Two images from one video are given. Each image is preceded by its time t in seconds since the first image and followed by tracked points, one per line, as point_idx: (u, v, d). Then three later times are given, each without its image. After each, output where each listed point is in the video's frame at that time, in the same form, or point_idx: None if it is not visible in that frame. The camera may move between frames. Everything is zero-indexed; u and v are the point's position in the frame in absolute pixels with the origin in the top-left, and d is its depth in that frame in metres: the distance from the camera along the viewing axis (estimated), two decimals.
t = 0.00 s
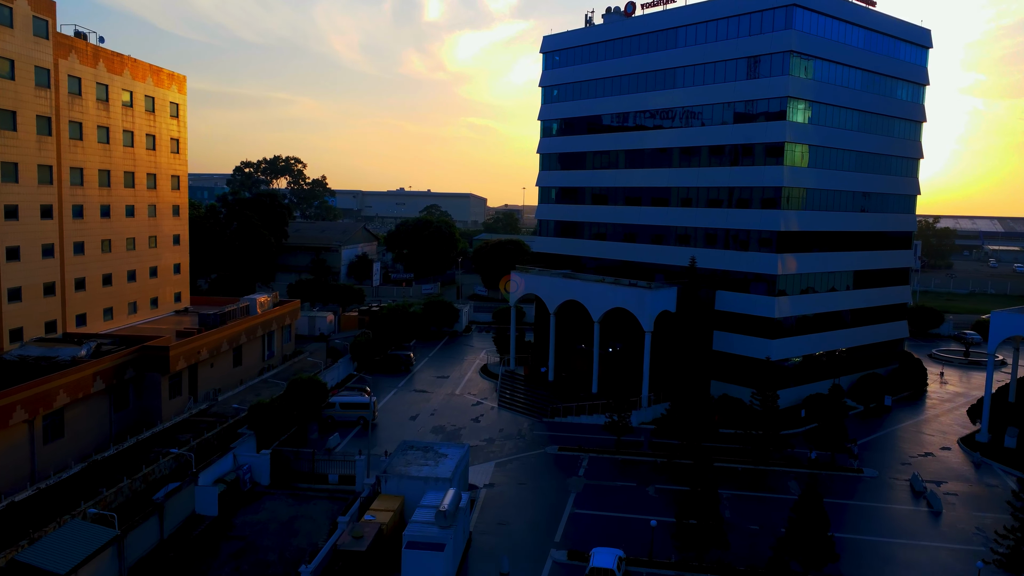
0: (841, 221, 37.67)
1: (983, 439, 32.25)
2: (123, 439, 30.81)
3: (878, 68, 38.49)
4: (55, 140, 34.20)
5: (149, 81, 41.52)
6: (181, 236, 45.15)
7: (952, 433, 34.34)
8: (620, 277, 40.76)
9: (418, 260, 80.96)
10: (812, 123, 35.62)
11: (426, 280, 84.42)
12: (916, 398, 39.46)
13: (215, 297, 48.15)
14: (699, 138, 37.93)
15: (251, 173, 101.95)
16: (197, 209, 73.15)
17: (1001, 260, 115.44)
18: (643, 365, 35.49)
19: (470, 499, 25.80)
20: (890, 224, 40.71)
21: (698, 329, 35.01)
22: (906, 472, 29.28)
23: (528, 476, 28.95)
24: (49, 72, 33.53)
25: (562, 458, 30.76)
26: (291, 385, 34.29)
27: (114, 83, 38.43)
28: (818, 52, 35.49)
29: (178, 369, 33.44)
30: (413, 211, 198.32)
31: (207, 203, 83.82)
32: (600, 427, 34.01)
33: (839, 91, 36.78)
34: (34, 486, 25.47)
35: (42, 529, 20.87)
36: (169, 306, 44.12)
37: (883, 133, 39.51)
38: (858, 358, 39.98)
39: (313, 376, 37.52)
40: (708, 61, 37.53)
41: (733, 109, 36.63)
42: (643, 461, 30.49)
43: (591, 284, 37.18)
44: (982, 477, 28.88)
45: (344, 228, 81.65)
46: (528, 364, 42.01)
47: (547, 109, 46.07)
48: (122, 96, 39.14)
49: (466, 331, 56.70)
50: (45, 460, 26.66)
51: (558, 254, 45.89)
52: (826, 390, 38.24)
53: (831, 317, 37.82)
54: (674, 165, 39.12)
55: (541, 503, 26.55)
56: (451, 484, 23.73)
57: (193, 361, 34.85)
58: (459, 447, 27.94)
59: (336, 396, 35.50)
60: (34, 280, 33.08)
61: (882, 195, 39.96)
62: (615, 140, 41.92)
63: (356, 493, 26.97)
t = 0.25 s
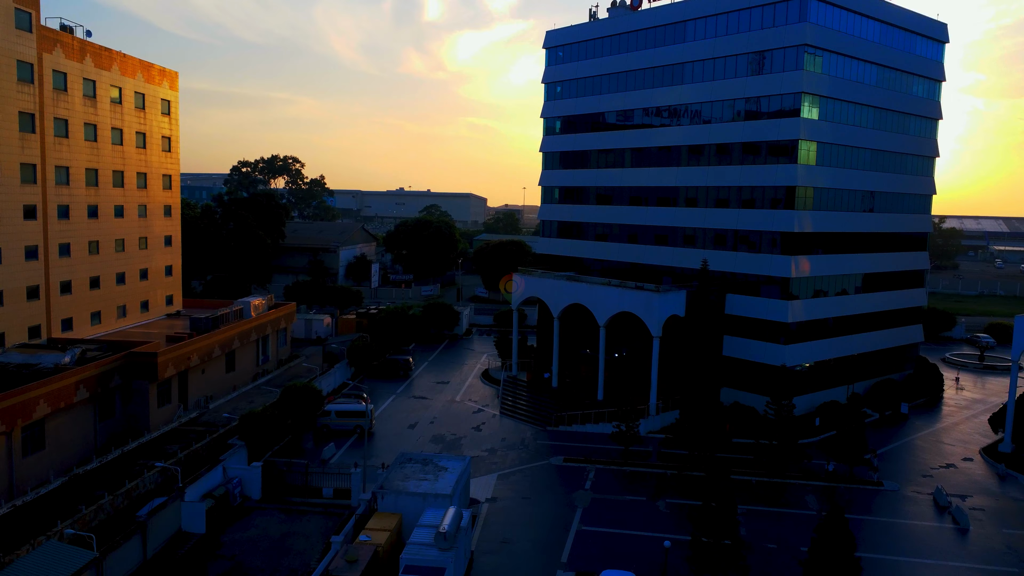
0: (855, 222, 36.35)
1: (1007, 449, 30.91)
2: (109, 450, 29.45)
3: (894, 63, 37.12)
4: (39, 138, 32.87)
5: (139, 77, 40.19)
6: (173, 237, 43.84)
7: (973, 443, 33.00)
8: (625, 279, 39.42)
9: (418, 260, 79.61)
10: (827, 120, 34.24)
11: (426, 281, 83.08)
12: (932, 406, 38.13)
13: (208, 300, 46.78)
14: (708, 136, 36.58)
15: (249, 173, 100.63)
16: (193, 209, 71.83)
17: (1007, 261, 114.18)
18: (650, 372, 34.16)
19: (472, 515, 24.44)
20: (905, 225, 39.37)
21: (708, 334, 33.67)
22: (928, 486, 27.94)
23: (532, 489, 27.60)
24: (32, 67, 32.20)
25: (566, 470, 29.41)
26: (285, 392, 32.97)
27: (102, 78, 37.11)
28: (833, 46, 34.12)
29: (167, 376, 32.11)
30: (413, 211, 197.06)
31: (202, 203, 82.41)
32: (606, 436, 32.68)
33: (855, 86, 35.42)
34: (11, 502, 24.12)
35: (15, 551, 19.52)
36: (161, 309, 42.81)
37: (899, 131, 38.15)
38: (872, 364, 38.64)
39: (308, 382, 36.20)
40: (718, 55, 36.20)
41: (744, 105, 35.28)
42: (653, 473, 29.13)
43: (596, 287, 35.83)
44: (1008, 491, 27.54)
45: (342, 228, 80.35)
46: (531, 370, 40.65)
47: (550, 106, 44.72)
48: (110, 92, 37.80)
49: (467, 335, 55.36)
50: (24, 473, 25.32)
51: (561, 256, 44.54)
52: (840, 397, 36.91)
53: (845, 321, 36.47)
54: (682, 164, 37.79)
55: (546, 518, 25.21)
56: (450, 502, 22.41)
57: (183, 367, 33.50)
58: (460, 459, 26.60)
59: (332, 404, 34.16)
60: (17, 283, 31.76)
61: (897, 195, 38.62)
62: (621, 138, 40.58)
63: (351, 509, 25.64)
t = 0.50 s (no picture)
0: (871, 223, 35.01)
1: None
2: (93, 461, 28.08)
3: (911, 57, 35.78)
4: (22, 135, 31.54)
5: (128, 73, 38.84)
6: (164, 238, 42.49)
7: (996, 452, 31.66)
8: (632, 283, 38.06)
9: (417, 261, 78.27)
10: (843, 116, 32.88)
11: (425, 283, 81.80)
12: (950, 413, 36.80)
13: (201, 303, 45.51)
14: (718, 133, 35.23)
15: (246, 172, 99.28)
16: (188, 210, 70.50)
17: (1014, 261, 112.88)
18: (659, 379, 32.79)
19: (474, 533, 23.10)
20: (921, 226, 38.03)
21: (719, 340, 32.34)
22: (953, 500, 26.61)
23: (537, 504, 26.25)
24: (14, 61, 30.86)
25: (571, 482, 28.07)
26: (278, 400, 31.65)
27: (90, 74, 35.77)
28: (849, 39, 32.76)
29: (155, 384, 30.75)
30: (413, 211, 195.75)
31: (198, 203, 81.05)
32: (613, 446, 31.34)
33: (871, 81, 34.05)
34: None
35: None
36: (151, 313, 41.47)
37: (916, 128, 36.81)
38: (887, 369, 37.30)
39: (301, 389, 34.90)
40: (728, 50, 34.85)
41: (755, 102, 33.91)
42: (663, 486, 27.81)
43: (602, 291, 34.48)
44: None
45: (340, 228, 79.06)
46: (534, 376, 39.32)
47: (553, 103, 43.37)
48: (98, 88, 36.44)
49: (467, 338, 54.03)
50: None
51: (564, 258, 43.16)
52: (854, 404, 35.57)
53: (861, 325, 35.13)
54: (690, 162, 36.45)
55: (553, 536, 23.87)
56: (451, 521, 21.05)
57: (172, 374, 32.15)
58: (460, 473, 25.25)
59: (327, 412, 32.81)
60: None
61: (914, 194, 37.29)
62: (627, 135, 39.24)
63: (346, 526, 24.28)
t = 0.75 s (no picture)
0: (888, 224, 33.67)
1: None
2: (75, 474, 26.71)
3: (930, 51, 34.43)
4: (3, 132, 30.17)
5: (117, 68, 37.47)
6: (154, 239, 41.14)
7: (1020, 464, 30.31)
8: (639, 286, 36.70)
9: (416, 262, 76.95)
10: (860, 113, 31.49)
11: (424, 284, 80.48)
12: (969, 421, 35.46)
13: (193, 306, 44.15)
14: (729, 130, 33.86)
15: (243, 172, 97.85)
16: (182, 210, 69.13)
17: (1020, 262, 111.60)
18: (668, 386, 31.42)
19: (476, 553, 21.74)
20: (938, 226, 36.70)
21: (731, 346, 30.97)
22: (979, 516, 25.25)
23: (541, 520, 24.87)
24: None
25: (578, 497, 26.71)
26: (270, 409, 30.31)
27: (76, 69, 34.41)
28: (867, 31, 31.38)
29: (142, 392, 29.40)
30: (413, 211, 194.42)
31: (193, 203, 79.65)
32: (621, 457, 29.99)
33: (889, 77, 32.69)
34: None
35: None
36: (141, 317, 40.12)
37: (933, 126, 35.47)
38: (903, 376, 35.98)
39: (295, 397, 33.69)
40: (739, 44, 33.49)
41: (768, 97, 32.53)
42: (674, 500, 26.48)
43: (608, 294, 33.14)
44: None
45: (338, 228, 77.77)
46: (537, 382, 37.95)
47: (556, 100, 42.00)
48: (84, 83, 35.06)
49: (468, 341, 52.69)
50: None
51: (568, 260, 41.79)
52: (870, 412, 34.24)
53: (877, 330, 33.79)
54: (699, 160, 35.09)
55: (559, 556, 22.49)
56: (451, 543, 19.65)
57: (160, 381, 30.79)
58: (461, 488, 23.89)
59: (322, 421, 31.47)
60: None
61: (931, 194, 35.96)
62: (633, 133, 37.90)
63: (340, 545, 22.90)
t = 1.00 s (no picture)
0: (906, 225, 32.37)
1: None
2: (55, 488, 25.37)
3: (950, 45, 33.09)
4: None
5: (104, 63, 36.15)
6: (144, 240, 39.86)
7: None
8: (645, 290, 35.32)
9: (416, 263, 75.67)
10: (879, 109, 30.16)
11: (424, 286, 79.12)
12: (989, 430, 34.17)
13: (185, 309, 42.84)
14: (739, 128, 32.54)
15: (239, 171, 96.36)
16: (177, 210, 67.79)
17: None
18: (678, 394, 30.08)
19: None
20: (957, 228, 35.38)
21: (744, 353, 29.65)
22: (1009, 535, 23.91)
23: (546, 538, 23.52)
24: None
25: (584, 513, 25.36)
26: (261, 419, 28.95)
27: (60, 63, 33.09)
28: (887, 24, 29.99)
29: (126, 401, 28.07)
30: (412, 211, 193.09)
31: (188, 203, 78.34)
32: (629, 470, 28.67)
33: (908, 71, 31.33)
34: None
35: None
36: (130, 321, 38.81)
37: (952, 123, 34.14)
38: (920, 383, 34.71)
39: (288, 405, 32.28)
40: (751, 37, 32.17)
41: (781, 93, 31.20)
42: (685, 517, 25.13)
43: (614, 298, 31.81)
44: None
45: (336, 229, 76.48)
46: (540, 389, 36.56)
47: (559, 97, 40.73)
48: (69, 78, 33.74)
49: (468, 345, 51.39)
50: None
51: (572, 262, 40.44)
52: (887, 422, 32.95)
53: (894, 335, 32.49)
54: (709, 159, 33.76)
55: None
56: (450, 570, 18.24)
57: (147, 390, 29.46)
58: (461, 505, 22.52)
59: (316, 431, 30.08)
60: None
61: (949, 194, 34.65)
62: (639, 130, 36.60)
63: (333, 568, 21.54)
